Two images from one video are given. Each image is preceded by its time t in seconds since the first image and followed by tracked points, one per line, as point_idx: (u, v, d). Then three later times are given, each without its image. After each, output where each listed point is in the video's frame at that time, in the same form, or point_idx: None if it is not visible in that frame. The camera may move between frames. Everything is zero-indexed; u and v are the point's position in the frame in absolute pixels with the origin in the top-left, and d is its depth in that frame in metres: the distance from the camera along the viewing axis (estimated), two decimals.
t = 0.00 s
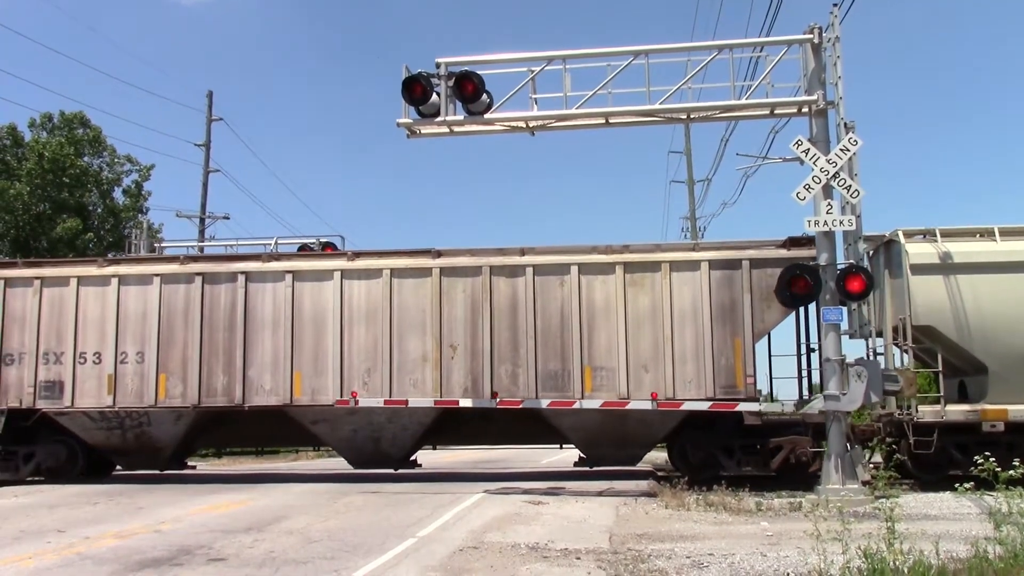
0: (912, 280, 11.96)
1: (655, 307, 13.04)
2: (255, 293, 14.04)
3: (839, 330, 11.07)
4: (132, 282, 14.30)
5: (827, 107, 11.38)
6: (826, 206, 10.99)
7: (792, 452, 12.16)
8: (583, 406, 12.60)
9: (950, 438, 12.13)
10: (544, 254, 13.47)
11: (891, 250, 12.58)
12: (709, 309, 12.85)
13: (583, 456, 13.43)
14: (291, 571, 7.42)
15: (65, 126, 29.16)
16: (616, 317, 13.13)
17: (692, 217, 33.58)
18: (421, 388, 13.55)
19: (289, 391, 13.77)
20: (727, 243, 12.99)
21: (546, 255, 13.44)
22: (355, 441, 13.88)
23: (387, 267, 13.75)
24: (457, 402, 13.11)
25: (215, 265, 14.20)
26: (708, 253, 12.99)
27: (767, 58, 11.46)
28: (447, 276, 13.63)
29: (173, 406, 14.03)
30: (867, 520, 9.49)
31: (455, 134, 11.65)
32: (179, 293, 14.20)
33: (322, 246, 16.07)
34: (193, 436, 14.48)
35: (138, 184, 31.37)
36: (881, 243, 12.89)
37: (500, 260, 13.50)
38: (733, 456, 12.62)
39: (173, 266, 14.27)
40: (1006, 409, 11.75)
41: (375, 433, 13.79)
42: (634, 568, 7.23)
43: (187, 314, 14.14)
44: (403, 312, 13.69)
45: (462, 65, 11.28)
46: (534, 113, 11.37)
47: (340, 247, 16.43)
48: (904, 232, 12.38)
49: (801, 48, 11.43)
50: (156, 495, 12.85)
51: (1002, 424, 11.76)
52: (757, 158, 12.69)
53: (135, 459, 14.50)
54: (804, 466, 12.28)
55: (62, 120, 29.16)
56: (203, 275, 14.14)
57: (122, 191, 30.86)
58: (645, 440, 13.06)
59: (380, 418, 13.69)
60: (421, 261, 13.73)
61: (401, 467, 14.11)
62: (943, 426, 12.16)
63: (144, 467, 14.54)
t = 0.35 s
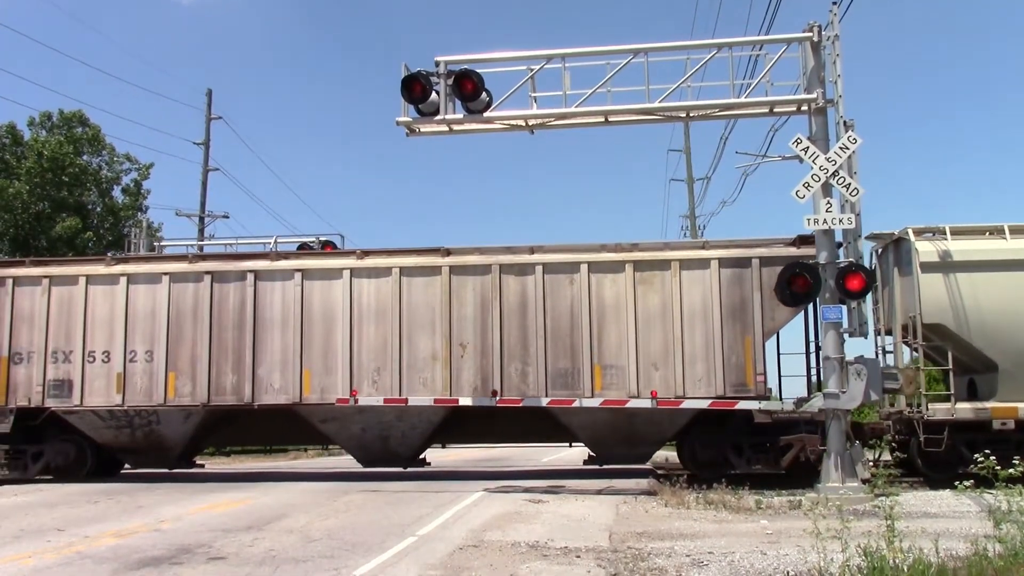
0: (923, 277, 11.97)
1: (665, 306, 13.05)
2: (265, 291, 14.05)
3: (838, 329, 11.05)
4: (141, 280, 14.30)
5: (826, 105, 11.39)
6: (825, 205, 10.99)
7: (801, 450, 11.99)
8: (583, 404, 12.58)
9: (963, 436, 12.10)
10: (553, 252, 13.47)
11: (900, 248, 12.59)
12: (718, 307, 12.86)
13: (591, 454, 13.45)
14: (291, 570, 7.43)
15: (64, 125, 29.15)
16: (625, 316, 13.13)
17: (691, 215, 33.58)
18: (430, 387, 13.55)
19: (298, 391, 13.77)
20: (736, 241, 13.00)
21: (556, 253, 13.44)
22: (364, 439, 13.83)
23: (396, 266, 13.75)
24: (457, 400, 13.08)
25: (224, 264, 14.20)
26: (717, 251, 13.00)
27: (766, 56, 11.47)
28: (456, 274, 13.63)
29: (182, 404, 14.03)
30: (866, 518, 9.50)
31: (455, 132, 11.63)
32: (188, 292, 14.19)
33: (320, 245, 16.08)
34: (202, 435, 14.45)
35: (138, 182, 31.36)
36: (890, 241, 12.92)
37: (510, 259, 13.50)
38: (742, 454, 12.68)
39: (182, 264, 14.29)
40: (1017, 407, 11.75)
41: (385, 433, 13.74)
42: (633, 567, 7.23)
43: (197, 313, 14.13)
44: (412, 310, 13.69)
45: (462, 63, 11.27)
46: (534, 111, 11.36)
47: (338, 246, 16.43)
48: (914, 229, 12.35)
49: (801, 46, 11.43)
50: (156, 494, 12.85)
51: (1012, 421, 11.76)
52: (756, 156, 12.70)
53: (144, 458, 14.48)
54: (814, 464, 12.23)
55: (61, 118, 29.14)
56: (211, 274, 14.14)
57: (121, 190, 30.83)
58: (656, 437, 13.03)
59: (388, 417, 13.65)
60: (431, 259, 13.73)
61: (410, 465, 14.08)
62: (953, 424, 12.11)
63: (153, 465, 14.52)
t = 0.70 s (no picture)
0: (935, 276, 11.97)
1: (674, 304, 13.05)
2: (274, 290, 14.05)
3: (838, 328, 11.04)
4: (150, 279, 14.30)
5: (826, 104, 11.39)
6: (825, 204, 11.00)
7: (811, 450, 12.13)
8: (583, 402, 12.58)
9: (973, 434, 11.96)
10: (562, 252, 13.47)
11: (910, 246, 12.59)
12: (728, 306, 12.86)
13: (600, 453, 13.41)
14: (291, 569, 7.44)
15: (64, 124, 29.14)
16: (635, 314, 13.14)
17: (690, 214, 33.59)
18: (440, 386, 13.55)
19: (307, 390, 13.77)
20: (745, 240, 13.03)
21: (564, 252, 13.44)
22: (373, 438, 13.80)
23: (405, 265, 13.74)
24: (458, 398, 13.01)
25: (233, 263, 14.20)
26: (726, 250, 13.03)
27: (766, 55, 11.47)
28: (466, 273, 13.63)
29: (191, 404, 14.03)
30: (867, 517, 9.50)
31: (455, 131, 11.61)
32: (196, 291, 14.19)
33: (319, 245, 16.10)
34: (210, 435, 14.43)
35: (137, 181, 31.35)
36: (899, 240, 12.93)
37: (519, 258, 13.49)
38: (752, 453, 12.67)
39: (191, 263, 14.30)
40: None
41: (395, 431, 13.72)
42: (633, 566, 7.23)
43: (206, 312, 14.14)
44: (422, 310, 13.69)
45: (461, 62, 11.26)
46: (534, 110, 11.34)
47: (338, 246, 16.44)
48: (925, 228, 12.33)
49: (801, 45, 11.42)
50: (155, 493, 12.85)
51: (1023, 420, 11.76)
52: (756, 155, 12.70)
53: (152, 458, 14.45)
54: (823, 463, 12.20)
55: (61, 118, 29.13)
56: (220, 273, 14.14)
57: (121, 189, 30.80)
58: (665, 437, 13.02)
59: (397, 416, 13.64)
60: (440, 258, 13.73)
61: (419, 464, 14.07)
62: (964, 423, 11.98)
63: (161, 465, 14.48)
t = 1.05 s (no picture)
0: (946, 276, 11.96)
1: (686, 304, 13.05)
2: (285, 289, 14.05)
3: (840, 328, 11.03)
4: (160, 277, 14.31)
5: (828, 104, 11.37)
6: (827, 204, 10.99)
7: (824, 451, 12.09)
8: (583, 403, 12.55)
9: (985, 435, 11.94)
10: (573, 251, 13.46)
11: (921, 246, 12.58)
12: (740, 306, 12.87)
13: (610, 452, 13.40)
14: (292, 567, 7.45)
15: (65, 122, 29.14)
16: (647, 314, 13.13)
17: (691, 214, 33.57)
18: (451, 384, 13.54)
19: (319, 387, 13.77)
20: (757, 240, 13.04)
21: (575, 251, 13.44)
22: (382, 437, 13.80)
23: (416, 264, 13.74)
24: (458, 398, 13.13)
25: (245, 261, 14.19)
26: (738, 250, 13.03)
27: (768, 55, 11.45)
28: (477, 271, 13.63)
29: (202, 401, 14.04)
30: (868, 518, 9.50)
31: (457, 130, 11.60)
32: (208, 289, 14.21)
33: (321, 243, 16.09)
34: (220, 433, 14.44)
35: (138, 179, 31.36)
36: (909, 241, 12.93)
37: (531, 257, 13.49)
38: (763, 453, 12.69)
39: (201, 261, 14.32)
40: None
41: (405, 430, 13.69)
42: (634, 565, 7.22)
43: (217, 310, 14.15)
44: (433, 309, 13.70)
45: (463, 61, 11.25)
46: (535, 109, 11.33)
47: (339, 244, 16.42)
48: (936, 228, 12.32)
49: (803, 45, 11.40)
50: (156, 491, 12.86)
51: None
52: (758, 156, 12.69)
53: (163, 455, 14.47)
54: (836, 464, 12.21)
55: (62, 115, 29.14)
56: (231, 270, 14.14)
57: (122, 187, 30.79)
58: (676, 436, 13.01)
59: (408, 415, 13.60)
60: (450, 257, 13.73)
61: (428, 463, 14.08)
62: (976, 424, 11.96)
63: (170, 462, 14.49)
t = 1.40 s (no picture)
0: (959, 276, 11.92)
1: (698, 303, 13.03)
2: (295, 288, 14.05)
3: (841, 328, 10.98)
4: (171, 275, 14.31)
5: (830, 103, 11.34)
6: (829, 203, 10.96)
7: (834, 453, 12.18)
8: (584, 402, 12.62)
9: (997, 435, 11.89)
10: (584, 250, 13.46)
11: (933, 246, 12.54)
12: (751, 305, 12.86)
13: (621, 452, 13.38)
14: (292, 566, 7.44)
15: (67, 121, 29.17)
16: (658, 313, 13.12)
17: (694, 213, 33.53)
18: (462, 383, 13.54)
19: (329, 386, 13.76)
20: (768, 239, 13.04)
21: (586, 251, 13.44)
22: (393, 436, 13.78)
23: (427, 263, 13.74)
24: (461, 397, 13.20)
25: (255, 260, 14.19)
26: (750, 249, 13.04)
27: (771, 54, 11.42)
28: (488, 271, 13.62)
29: (213, 400, 14.03)
30: (870, 518, 9.47)
31: (459, 129, 11.59)
32: (219, 287, 14.21)
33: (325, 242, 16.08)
34: (230, 432, 14.44)
35: (140, 177, 31.37)
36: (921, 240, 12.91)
37: (542, 256, 13.48)
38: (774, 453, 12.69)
39: (212, 260, 14.32)
40: None
41: (415, 429, 13.67)
42: (635, 565, 7.20)
43: (227, 309, 14.16)
44: (444, 308, 13.69)
45: (464, 60, 11.24)
46: (536, 109, 11.32)
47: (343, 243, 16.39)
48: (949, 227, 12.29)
49: (805, 44, 11.37)
50: (158, 490, 12.85)
51: None
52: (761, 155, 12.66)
53: (174, 454, 14.49)
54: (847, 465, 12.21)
55: (65, 114, 29.16)
56: (242, 269, 14.14)
57: (124, 186, 30.80)
58: (688, 436, 13.00)
59: (419, 414, 13.59)
60: (459, 257, 13.73)
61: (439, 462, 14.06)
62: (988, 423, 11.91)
63: (182, 461, 14.50)
